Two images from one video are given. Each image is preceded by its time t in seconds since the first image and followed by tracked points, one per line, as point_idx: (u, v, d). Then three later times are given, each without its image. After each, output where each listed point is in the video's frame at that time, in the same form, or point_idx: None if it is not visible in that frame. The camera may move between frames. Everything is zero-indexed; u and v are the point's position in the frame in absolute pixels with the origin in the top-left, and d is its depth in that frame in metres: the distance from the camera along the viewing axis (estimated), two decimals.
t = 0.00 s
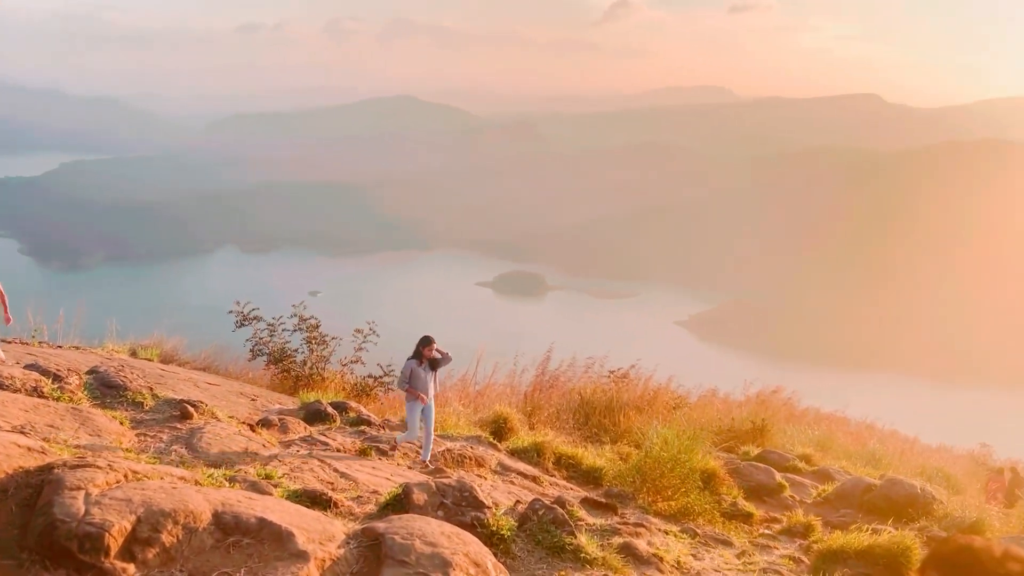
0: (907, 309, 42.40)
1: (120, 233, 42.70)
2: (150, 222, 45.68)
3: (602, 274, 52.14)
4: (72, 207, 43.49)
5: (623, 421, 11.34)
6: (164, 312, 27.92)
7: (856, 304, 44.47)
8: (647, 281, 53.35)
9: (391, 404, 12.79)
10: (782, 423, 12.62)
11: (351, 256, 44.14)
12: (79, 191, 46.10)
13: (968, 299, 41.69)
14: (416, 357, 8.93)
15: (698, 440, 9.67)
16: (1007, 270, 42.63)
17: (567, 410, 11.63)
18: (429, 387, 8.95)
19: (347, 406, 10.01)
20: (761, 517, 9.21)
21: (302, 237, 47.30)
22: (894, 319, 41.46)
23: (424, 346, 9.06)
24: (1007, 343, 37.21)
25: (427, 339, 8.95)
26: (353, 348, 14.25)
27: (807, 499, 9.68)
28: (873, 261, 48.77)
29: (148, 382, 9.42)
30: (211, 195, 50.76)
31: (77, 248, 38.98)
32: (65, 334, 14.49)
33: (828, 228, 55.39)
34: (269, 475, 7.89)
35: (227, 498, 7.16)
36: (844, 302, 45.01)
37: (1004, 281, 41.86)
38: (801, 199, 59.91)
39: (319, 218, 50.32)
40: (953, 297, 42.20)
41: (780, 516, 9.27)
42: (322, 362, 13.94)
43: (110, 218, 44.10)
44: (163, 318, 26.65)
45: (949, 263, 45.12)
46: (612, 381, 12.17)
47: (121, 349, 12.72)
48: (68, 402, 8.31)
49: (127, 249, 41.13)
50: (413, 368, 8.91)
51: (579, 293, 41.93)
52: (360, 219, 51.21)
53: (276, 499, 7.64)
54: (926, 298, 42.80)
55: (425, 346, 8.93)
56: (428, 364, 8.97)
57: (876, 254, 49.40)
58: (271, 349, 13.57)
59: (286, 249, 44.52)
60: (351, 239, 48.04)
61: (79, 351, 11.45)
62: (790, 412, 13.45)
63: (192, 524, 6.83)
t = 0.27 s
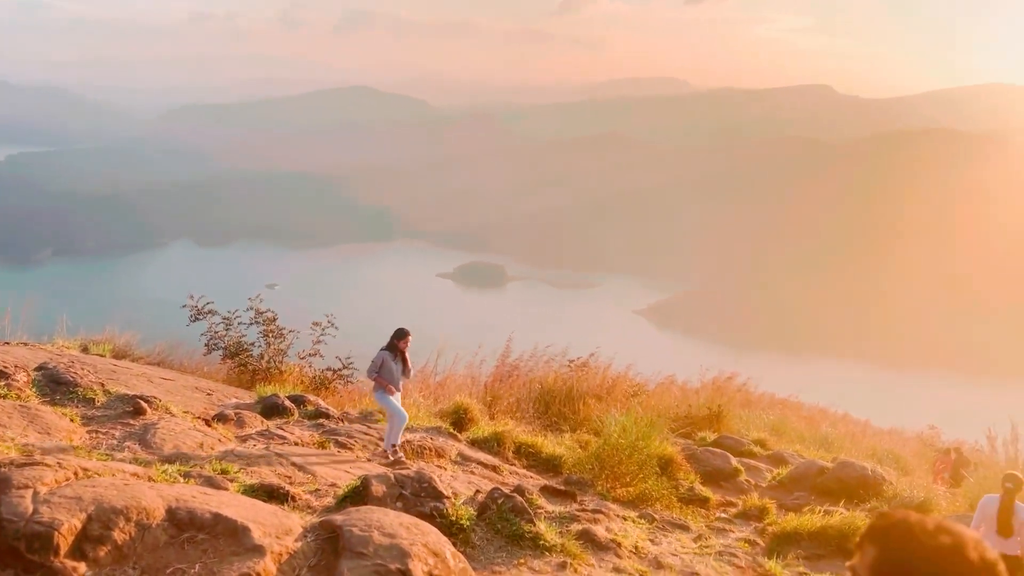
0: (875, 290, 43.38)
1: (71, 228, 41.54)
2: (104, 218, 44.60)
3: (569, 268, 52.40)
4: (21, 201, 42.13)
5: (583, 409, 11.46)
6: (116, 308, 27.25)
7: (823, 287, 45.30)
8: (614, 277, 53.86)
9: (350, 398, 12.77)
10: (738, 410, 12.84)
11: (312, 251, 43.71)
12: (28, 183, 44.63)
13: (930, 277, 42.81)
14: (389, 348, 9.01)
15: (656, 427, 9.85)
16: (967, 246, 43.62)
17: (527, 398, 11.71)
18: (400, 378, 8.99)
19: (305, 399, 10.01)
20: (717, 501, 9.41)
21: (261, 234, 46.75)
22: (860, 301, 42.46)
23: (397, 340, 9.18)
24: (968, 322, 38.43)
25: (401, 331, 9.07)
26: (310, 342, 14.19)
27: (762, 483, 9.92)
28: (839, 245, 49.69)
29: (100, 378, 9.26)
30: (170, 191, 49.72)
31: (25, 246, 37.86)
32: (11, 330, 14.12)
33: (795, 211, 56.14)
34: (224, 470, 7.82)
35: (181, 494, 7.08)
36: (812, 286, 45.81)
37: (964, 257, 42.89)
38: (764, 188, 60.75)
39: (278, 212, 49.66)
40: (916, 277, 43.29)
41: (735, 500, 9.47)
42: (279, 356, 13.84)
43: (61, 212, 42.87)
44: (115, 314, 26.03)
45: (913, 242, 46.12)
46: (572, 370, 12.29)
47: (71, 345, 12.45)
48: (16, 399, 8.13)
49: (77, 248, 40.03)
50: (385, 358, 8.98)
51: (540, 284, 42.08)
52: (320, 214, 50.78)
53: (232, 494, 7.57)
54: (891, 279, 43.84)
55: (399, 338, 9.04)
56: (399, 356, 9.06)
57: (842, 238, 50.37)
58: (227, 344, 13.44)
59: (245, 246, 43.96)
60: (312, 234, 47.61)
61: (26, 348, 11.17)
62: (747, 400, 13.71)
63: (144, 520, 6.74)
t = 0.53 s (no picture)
0: (841, 274, 44.27)
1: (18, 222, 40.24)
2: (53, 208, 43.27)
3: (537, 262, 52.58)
4: None
5: (544, 399, 11.51)
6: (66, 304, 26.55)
7: (791, 272, 45.99)
8: (582, 268, 54.06)
9: (307, 391, 12.62)
10: (694, 397, 13.01)
11: (272, 244, 43.11)
12: None
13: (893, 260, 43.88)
14: (359, 348, 8.73)
15: (614, 416, 9.95)
16: (928, 232, 44.98)
17: (486, 390, 11.73)
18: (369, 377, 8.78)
19: (260, 394, 9.94)
20: (674, 488, 9.53)
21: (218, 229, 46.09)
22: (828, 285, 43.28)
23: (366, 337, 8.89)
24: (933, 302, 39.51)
25: (371, 330, 8.78)
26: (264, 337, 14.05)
27: (719, 468, 10.10)
28: (811, 232, 50.21)
29: (46, 376, 9.05)
30: (128, 187, 48.62)
31: None
32: None
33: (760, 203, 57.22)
34: (176, 468, 7.70)
35: (130, 493, 6.94)
36: (787, 271, 46.22)
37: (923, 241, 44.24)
38: (728, 182, 61.79)
39: (235, 211, 49.18)
40: (880, 261, 44.38)
41: (693, 486, 9.61)
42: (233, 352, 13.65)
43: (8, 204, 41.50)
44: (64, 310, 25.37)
45: (875, 232, 47.51)
46: (533, 359, 12.35)
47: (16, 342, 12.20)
48: None
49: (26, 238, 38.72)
50: (354, 358, 8.70)
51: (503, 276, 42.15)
52: (279, 210, 50.27)
53: (184, 491, 7.45)
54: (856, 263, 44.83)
55: (370, 337, 8.75)
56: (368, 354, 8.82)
57: (806, 227, 51.43)
58: (179, 339, 13.28)
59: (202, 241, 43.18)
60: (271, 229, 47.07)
61: None
62: (703, 387, 13.90)
63: (92, 520, 6.58)
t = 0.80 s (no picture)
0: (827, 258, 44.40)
1: None
2: None
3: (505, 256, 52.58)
4: None
5: (502, 390, 11.67)
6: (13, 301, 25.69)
7: (772, 263, 45.87)
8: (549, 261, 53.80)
9: (263, 386, 12.70)
10: (652, 385, 13.25)
11: (231, 237, 42.12)
12: None
13: (879, 237, 43.89)
14: (329, 339, 8.81)
15: (572, 405, 10.05)
16: (906, 211, 44.64)
17: (444, 381, 11.83)
18: (340, 369, 8.82)
19: (212, 391, 9.91)
20: (632, 475, 9.66)
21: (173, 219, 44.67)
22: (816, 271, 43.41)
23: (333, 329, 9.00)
24: (923, 284, 39.88)
25: (339, 321, 8.93)
26: (219, 332, 14.72)
27: (676, 455, 10.28)
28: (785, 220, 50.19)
29: None
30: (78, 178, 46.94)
31: None
32: None
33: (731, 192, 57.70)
34: (126, 466, 7.56)
35: (76, 492, 6.75)
36: (766, 262, 46.20)
37: (908, 216, 44.24)
38: (697, 170, 62.14)
39: (192, 200, 47.63)
40: (865, 240, 44.49)
41: (650, 474, 9.75)
42: (188, 347, 14.31)
43: None
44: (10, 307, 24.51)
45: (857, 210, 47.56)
46: (491, 351, 12.52)
47: None
48: None
49: None
50: (325, 350, 8.75)
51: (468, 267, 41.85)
52: (238, 202, 49.11)
53: (134, 490, 7.31)
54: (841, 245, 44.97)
55: (339, 328, 8.88)
56: (338, 346, 8.90)
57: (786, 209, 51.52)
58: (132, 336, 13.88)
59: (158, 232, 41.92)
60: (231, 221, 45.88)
61: None
62: (661, 374, 14.14)
63: (36, 521, 6.38)
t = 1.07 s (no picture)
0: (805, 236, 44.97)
1: None
2: None
3: (471, 248, 52.44)
4: None
5: (461, 381, 11.81)
6: None
7: (744, 251, 45.89)
8: (514, 253, 53.68)
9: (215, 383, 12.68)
10: (610, 375, 13.47)
11: (187, 232, 41.33)
12: None
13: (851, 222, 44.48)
14: (289, 335, 8.67)
15: (529, 396, 10.15)
16: (879, 200, 44.90)
17: (403, 374, 11.96)
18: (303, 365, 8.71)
19: (164, 388, 9.90)
20: (590, 465, 9.80)
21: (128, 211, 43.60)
22: (794, 249, 43.88)
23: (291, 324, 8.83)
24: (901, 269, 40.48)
25: (297, 316, 8.75)
26: (169, 328, 14.73)
27: (632, 444, 10.46)
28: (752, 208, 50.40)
29: None
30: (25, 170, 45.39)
31: None
32: None
33: (696, 181, 58.05)
34: (73, 466, 7.42)
35: (20, 493, 6.59)
36: (738, 250, 46.20)
37: (883, 196, 44.95)
38: (662, 162, 62.32)
39: (146, 193, 46.53)
40: (837, 228, 44.63)
41: (607, 462, 9.91)
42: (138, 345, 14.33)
43: None
44: None
45: (832, 193, 48.29)
46: (450, 345, 12.67)
47: None
48: None
49: None
50: (288, 347, 8.63)
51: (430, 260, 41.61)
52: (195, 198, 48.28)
53: (82, 490, 7.16)
54: (818, 224, 45.54)
55: (297, 322, 8.72)
56: (299, 342, 8.77)
57: (751, 198, 51.99)
58: (80, 332, 13.94)
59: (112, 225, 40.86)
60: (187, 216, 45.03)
61: None
62: (618, 363, 14.36)
63: None
